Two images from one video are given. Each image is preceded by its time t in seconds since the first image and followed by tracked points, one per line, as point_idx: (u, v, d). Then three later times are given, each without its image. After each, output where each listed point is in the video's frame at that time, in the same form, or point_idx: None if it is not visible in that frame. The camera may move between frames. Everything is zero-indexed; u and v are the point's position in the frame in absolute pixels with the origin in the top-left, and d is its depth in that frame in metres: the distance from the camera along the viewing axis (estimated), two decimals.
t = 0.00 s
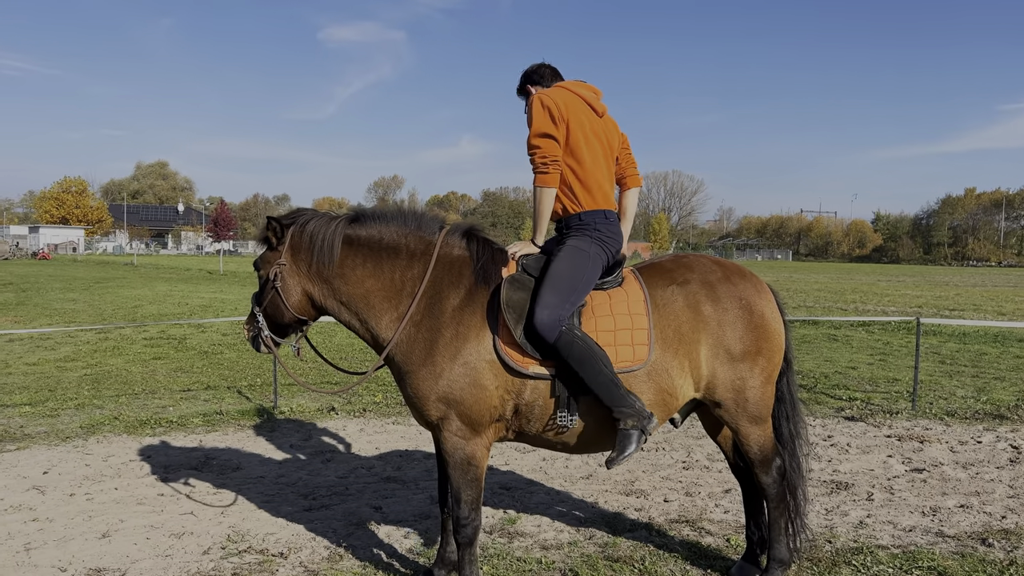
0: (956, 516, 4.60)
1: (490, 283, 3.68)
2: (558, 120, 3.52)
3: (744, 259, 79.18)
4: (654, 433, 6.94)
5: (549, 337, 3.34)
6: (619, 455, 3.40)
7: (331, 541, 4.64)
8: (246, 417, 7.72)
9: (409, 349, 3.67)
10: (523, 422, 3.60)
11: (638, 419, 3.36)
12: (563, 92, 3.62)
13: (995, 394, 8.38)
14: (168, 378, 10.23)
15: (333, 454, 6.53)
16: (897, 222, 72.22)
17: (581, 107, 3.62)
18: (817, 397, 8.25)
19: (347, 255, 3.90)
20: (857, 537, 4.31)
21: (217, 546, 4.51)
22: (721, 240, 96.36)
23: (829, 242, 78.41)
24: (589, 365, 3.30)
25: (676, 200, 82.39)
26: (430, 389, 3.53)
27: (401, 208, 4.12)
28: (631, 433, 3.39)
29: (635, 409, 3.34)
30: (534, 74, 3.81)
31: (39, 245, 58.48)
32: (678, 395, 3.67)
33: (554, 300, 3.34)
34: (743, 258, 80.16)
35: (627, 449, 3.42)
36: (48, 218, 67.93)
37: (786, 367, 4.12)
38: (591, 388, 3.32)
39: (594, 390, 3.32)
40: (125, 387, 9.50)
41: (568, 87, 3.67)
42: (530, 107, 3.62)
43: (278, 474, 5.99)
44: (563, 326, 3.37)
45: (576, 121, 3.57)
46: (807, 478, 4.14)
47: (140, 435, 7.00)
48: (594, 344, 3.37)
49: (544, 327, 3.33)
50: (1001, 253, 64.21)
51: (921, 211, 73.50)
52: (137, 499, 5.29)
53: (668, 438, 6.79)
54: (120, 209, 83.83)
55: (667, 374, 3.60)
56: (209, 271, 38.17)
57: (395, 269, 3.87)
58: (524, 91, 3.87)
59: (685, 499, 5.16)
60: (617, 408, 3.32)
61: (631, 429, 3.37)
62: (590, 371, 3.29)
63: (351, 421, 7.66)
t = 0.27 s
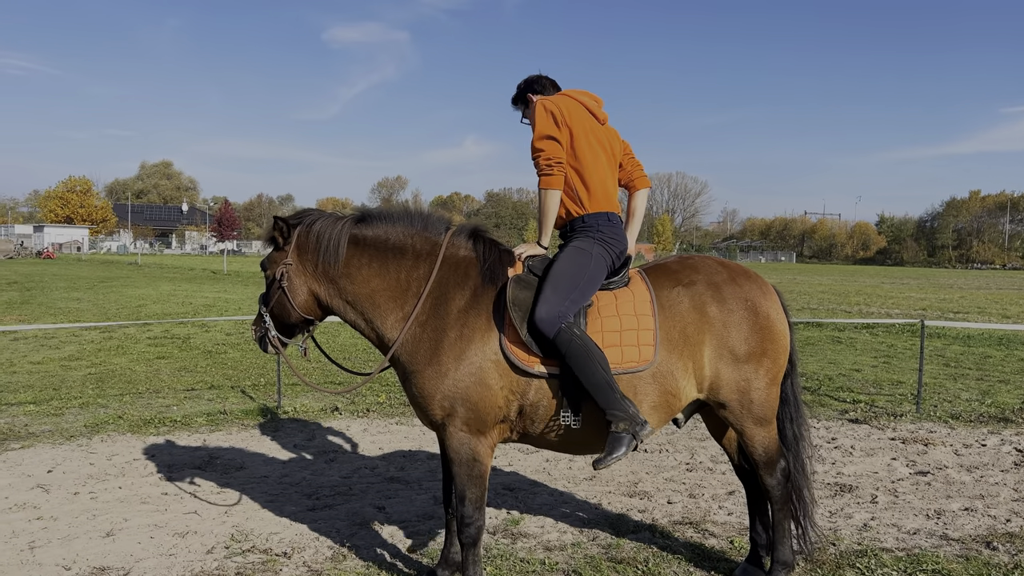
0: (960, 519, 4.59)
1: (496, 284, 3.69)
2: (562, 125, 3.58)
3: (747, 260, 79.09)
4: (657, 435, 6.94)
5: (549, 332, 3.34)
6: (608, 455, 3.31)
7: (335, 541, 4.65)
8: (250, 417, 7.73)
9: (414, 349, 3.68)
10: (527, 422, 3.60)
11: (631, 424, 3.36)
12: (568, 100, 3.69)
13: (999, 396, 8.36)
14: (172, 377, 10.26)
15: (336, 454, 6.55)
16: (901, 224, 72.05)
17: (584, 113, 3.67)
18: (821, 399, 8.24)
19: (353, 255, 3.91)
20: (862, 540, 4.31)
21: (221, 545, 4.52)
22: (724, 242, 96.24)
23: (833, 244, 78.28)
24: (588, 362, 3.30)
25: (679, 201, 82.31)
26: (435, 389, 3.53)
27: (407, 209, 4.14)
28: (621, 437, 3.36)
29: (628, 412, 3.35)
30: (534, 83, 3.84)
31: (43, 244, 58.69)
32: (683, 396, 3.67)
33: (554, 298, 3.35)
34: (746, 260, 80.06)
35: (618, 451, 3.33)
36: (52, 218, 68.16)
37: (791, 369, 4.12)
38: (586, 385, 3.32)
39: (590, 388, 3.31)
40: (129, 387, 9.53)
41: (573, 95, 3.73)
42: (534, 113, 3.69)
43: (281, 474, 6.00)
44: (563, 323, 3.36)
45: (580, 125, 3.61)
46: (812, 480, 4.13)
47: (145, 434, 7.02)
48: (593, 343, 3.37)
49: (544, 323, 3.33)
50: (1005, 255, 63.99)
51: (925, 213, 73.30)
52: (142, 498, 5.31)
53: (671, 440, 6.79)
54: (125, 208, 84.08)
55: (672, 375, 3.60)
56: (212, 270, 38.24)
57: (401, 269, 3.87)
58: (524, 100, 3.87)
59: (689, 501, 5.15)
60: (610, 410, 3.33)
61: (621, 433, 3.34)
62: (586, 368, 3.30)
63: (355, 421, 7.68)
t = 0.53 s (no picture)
0: (965, 520, 4.58)
1: (501, 280, 3.69)
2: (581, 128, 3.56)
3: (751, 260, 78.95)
4: (661, 434, 6.93)
5: (545, 322, 3.36)
6: (596, 443, 3.30)
7: (339, 539, 4.66)
8: (254, 414, 7.75)
9: (419, 345, 3.68)
10: (531, 420, 3.60)
11: (622, 416, 3.29)
12: (580, 100, 3.67)
13: (1005, 397, 8.33)
14: (176, 374, 10.29)
15: (340, 452, 6.55)
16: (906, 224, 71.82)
17: (597, 115, 3.68)
18: (825, 399, 8.22)
19: (359, 251, 3.92)
20: (866, 540, 4.30)
21: (225, 542, 4.53)
22: (728, 241, 96.07)
23: (837, 244, 78.07)
24: (580, 351, 3.29)
25: (683, 201, 82.19)
26: (439, 385, 3.54)
27: (413, 206, 4.14)
28: (612, 428, 3.31)
29: (620, 404, 3.29)
30: (534, 80, 3.79)
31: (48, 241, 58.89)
32: (687, 394, 3.66)
33: (553, 287, 3.36)
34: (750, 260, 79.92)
35: (607, 442, 3.30)
36: (57, 215, 68.39)
37: (796, 368, 4.11)
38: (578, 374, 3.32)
39: (583, 377, 3.30)
40: (134, 384, 9.55)
41: (582, 96, 3.71)
42: (549, 110, 3.62)
43: (285, 471, 6.01)
44: (560, 312, 3.37)
45: (596, 127, 3.62)
46: (816, 480, 4.13)
47: (149, 431, 7.04)
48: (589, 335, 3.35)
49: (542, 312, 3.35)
50: (1011, 256, 63.72)
51: (930, 214, 73.05)
52: (146, 495, 5.33)
53: (675, 439, 6.78)
54: (130, 206, 84.32)
55: (676, 372, 3.60)
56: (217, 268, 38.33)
57: (406, 266, 3.88)
58: (523, 96, 3.79)
59: (693, 500, 5.15)
60: (602, 401, 3.28)
61: (612, 424, 3.29)
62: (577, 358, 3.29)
63: (358, 419, 7.69)
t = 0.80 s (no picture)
0: (970, 518, 4.56)
1: (504, 276, 3.68)
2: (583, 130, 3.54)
3: (755, 258, 78.77)
4: (664, 431, 6.92)
5: (551, 317, 3.35)
6: (650, 410, 3.23)
7: (342, 534, 4.67)
8: (257, 410, 7.76)
9: (422, 342, 3.68)
10: (535, 416, 3.60)
11: (661, 372, 3.21)
12: (569, 102, 3.64)
13: (1010, 395, 8.30)
14: (180, 369, 10.32)
15: (343, 448, 6.56)
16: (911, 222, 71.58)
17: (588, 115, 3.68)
18: (829, 397, 8.20)
19: (362, 249, 3.91)
20: (870, 538, 4.29)
21: (228, 537, 4.55)
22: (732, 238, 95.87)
23: (842, 241, 77.85)
24: (590, 333, 3.25)
25: (687, 198, 82.02)
26: (442, 382, 3.53)
27: (416, 203, 4.13)
28: (657, 390, 3.23)
29: (653, 363, 3.22)
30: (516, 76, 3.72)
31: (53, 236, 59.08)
32: (692, 391, 3.65)
33: (554, 283, 3.36)
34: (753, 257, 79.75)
35: (660, 404, 3.23)
36: (62, 210, 68.58)
37: (800, 365, 4.10)
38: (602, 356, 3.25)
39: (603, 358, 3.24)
40: (137, 379, 9.58)
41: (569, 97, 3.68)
42: (547, 113, 3.55)
43: (288, 467, 6.02)
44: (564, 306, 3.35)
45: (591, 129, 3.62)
46: (821, 477, 4.12)
47: (152, 426, 7.07)
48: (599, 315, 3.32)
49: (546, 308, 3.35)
50: (1016, 254, 63.46)
51: (935, 211, 72.77)
52: (149, 490, 5.34)
53: (679, 437, 6.77)
54: (134, 202, 84.50)
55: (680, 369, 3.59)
56: (220, 264, 38.42)
57: (409, 263, 3.87)
58: (505, 91, 3.70)
59: (696, 497, 5.14)
60: (635, 368, 3.20)
61: (654, 385, 3.21)
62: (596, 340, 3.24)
63: (362, 415, 7.69)
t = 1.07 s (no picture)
0: (973, 515, 4.55)
1: (507, 272, 3.68)
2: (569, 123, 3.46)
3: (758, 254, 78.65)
4: (667, 427, 6.91)
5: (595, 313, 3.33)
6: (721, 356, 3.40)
7: (344, 529, 4.67)
8: (260, 405, 7.77)
9: (425, 337, 3.67)
10: (538, 412, 3.60)
11: (713, 323, 3.44)
12: (549, 94, 3.53)
13: (1014, 392, 8.28)
14: (183, 364, 10.35)
15: (346, 443, 6.57)
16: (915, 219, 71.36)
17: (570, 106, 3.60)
18: (832, 393, 8.19)
19: (365, 243, 3.91)
20: (873, 534, 4.28)
21: (231, 532, 4.56)
22: (735, 235, 95.71)
23: (845, 238, 77.66)
24: (641, 310, 3.39)
25: (690, 194, 81.87)
26: (445, 377, 3.53)
27: (418, 198, 4.12)
28: (716, 339, 3.42)
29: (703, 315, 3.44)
30: (487, 70, 3.61)
31: (57, 232, 59.28)
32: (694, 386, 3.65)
33: (592, 279, 3.32)
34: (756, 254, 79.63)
35: (726, 348, 3.42)
36: (66, 206, 68.76)
37: (803, 362, 4.09)
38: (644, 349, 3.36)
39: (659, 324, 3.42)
40: (141, 374, 9.60)
41: (547, 89, 3.58)
42: (532, 112, 3.45)
43: (291, 462, 6.03)
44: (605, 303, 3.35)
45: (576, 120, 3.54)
46: (823, 473, 4.11)
47: (156, 421, 7.08)
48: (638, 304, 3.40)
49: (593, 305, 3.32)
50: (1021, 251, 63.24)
51: (939, 208, 72.52)
52: (152, 484, 5.36)
53: (681, 433, 6.77)
54: (138, 197, 84.67)
55: (683, 364, 3.58)
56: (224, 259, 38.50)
57: (412, 258, 3.87)
58: (477, 85, 3.61)
59: (699, 493, 5.14)
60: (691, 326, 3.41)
61: (714, 336, 3.41)
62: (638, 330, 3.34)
63: (365, 410, 7.70)
